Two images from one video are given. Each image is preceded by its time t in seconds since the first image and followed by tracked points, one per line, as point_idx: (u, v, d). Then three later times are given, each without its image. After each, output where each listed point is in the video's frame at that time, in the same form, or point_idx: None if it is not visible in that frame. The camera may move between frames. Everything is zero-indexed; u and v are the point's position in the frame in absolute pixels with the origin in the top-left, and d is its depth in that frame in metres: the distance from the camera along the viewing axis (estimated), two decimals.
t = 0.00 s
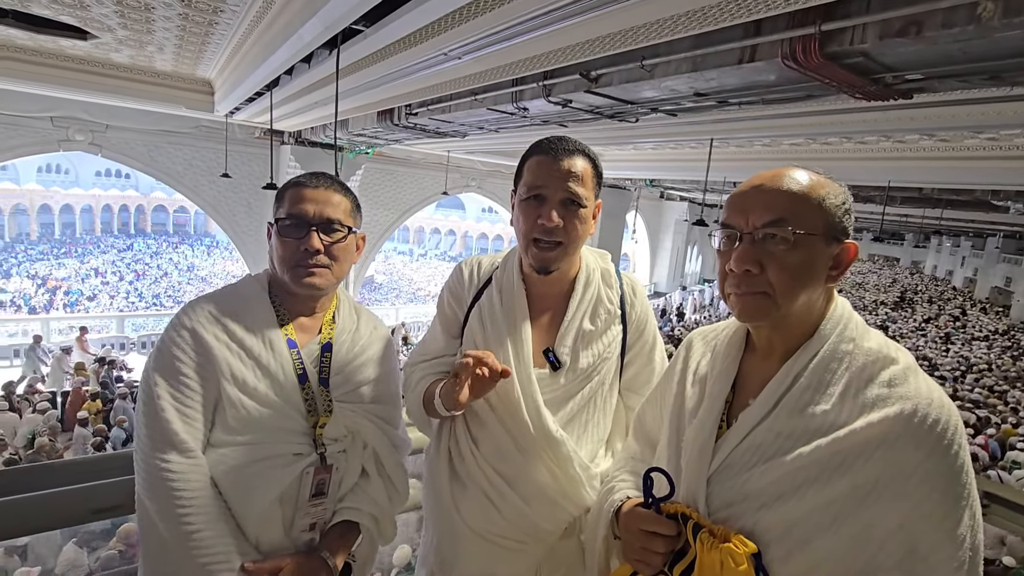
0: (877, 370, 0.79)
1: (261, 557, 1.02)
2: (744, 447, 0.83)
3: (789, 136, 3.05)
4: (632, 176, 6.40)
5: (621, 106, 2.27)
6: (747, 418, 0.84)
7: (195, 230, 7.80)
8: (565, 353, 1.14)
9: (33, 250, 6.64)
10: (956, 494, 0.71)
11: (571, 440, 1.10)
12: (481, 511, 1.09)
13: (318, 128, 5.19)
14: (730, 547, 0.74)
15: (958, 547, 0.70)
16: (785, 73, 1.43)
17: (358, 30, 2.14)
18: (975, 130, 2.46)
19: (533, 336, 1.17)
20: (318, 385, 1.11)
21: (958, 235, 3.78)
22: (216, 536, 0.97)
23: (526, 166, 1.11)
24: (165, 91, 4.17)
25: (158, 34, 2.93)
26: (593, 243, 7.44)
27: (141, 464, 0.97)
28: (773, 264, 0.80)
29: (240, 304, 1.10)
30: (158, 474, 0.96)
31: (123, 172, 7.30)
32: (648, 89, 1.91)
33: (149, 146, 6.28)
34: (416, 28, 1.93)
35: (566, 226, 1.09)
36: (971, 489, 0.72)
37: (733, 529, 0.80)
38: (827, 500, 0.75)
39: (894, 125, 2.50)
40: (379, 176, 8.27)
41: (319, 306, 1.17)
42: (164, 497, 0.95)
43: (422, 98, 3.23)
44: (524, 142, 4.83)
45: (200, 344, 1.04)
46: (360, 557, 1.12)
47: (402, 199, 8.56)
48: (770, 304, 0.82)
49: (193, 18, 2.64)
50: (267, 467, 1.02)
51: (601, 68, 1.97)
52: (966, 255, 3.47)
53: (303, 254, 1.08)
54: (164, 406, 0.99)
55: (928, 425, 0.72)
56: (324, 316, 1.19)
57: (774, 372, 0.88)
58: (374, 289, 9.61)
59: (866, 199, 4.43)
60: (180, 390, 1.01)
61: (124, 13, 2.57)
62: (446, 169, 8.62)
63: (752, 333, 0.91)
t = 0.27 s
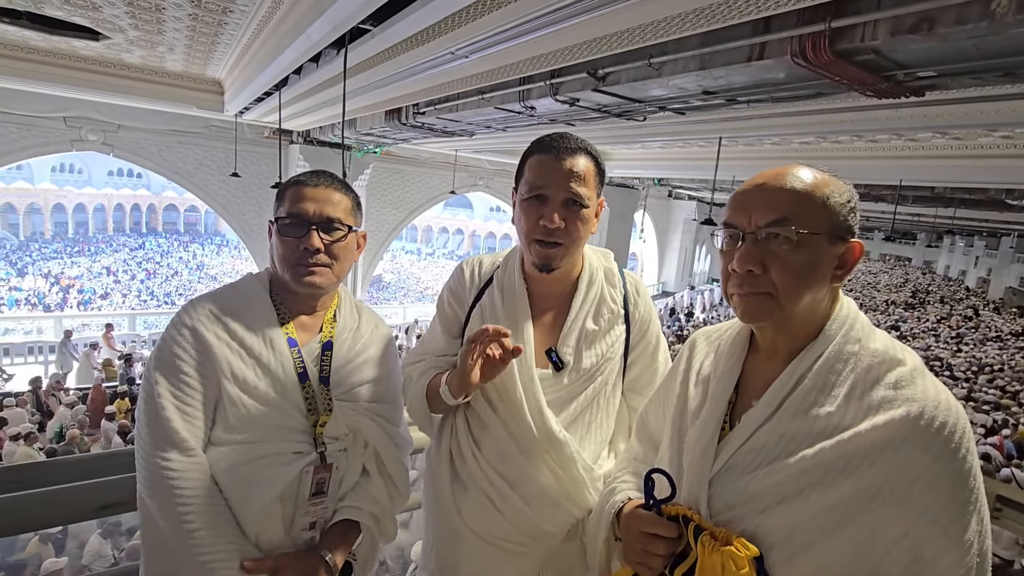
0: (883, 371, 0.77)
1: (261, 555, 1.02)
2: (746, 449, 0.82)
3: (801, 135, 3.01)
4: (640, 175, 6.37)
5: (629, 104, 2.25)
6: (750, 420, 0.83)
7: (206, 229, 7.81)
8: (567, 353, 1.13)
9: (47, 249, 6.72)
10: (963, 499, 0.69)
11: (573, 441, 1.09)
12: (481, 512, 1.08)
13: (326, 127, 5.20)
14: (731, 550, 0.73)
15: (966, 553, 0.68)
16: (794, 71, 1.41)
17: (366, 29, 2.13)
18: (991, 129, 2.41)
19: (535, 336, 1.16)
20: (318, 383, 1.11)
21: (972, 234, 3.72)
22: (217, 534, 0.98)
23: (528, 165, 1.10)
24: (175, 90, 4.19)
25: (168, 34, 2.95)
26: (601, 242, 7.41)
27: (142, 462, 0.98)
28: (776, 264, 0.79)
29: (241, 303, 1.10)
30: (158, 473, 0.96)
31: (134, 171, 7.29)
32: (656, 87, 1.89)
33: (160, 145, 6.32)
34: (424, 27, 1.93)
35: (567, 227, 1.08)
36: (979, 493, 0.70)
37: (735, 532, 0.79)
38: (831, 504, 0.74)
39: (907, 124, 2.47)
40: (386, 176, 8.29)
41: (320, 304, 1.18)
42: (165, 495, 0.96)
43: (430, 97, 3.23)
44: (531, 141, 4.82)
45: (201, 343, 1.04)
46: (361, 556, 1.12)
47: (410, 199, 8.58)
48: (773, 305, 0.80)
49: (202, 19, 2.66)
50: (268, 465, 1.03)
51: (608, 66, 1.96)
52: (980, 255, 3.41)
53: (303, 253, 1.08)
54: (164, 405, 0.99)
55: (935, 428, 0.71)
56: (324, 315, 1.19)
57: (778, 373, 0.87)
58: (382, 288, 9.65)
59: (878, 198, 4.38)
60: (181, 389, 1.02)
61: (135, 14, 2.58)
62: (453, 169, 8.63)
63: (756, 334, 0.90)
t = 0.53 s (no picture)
0: (888, 374, 0.76)
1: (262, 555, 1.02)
2: (750, 451, 0.81)
3: (809, 134, 2.99)
4: (647, 175, 6.35)
5: (635, 103, 2.24)
6: (753, 422, 0.82)
7: (214, 227, 7.93)
8: (568, 353, 1.12)
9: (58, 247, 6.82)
10: (969, 504, 0.68)
11: (574, 442, 1.08)
12: (482, 512, 1.08)
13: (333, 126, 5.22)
14: (733, 554, 0.72)
15: (972, 559, 0.67)
16: (802, 69, 1.39)
17: (372, 29, 2.13)
18: (1003, 128, 2.39)
19: (536, 336, 1.16)
20: (318, 382, 1.11)
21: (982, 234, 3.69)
22: (217, 533, 0.98)
23: (526, 162, 1.10)
24: (184, 90, 4.22)
25: (177, 34, 2.96)
26: (607, 242, 7.40)
27: (143, 462, 0.98)
28: (778, 264, 0.78)
29: (240, 302, 1.11)
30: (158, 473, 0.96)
31: (144, 171, 7.37)
32: (663, 86, 1.87)
33: (169, 145, 6.37)
34: (430, 27, 1.93)
35: (567, 223, 1.07)
36: (986, 498, 0.69)
37: (738, 536, 0.78)
38: (835, 507, 0.73)
39: (916, 123, 2.44)
40: (392, 175, 8.31)
41: (320, 303, 1.18)
42: (165, 494, 0.96)
43: (436, 96, 3.23)
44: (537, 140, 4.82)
45: (200, 343, 1.05)
46: (361, 555, 1.12)
47: (416, 198, 8.60)
48: (776, 305, 0.79)
49: (210, 19, 2.67)
50: (269, 464, 1.03)
51: (615, 65, 1.95)
52: (990, 255, 3.40)
53: (302, 250, 1.09)
54: (164, 404, 1.00)
55: (941, 432, 0.70)
56: (324, 313, 1.19)
57: (781, 375, 0.86)
58: (388, 287, 9.68)
59: (886, 198, 4.34)
60: (180, 388, 1.02)
61: (144, 14, 2.60)
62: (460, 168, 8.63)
63: (758, 334, 0.89)
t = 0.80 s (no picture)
0: (895, 376, 0.75)
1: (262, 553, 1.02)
2: (754, 453, 0.80)
3: (815, 133, 2.97)
4: (652, 174, 6.33)
5: (640, 102, 2.23)
6: (757, 424, 0.81)
7: (220, 226, 7.89)
8: (571, 353, 1.12)
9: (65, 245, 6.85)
10: (977, 509, 0.67)
11: (577, 442, 1.07)
12: (484, 512, 1.08)
13: (338, 125, 5.22)
14: (736, 557, 0.71)
15: (980, 565, 0.66)
16: (808, 68, 1.38)
17: (376, 27, 2.13)
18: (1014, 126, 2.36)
19: (539, 335, 1.15)
20: (319, 380, 1.11)
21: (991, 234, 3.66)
22: (218, 532, 0.98)
23: (529, 161, 1.09)
24: (190, 89, 4.23)
25: (183, 33, 2.96)
26: (611, 241, 7.38)
27: (143, 460, 0.98)
28: (783, 264, 0.77)
29: (241, 300, 1.11)
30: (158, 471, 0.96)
31: (151, 169, 7.33)
32: (668, 85, 1.86)
33: (175, 143, 6.39)
34: (434, 25, 1.92)
35: (570, 221, 1.07)
36: (994, 502, 0.68)
37: (741, 539, 0.77)
38: (840, 511, 0.72)
39: (924, 122, 2.42)
40: (397, 174, 8.32)
41: (321, 301, 1.18)
42: (166, 493, 0.96)
43: (440, 95, 3.22)
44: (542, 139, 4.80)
45: (200, 341, 1.05)
46: (363, 553, 1.12)
47: (420, 197, 8.59)
48: (781, 306, 0.78)
49: (216, 17, 2.67)
50: (270, 463, 1.03)
51: (620, 63, 1.94)
52: (999, 255, 3.46)
53: (303, 249, 1.09)
54: (164, 402, 1.00)
55: (949, 435, 0.69)
56: (325, 311, 1.19)
57: (786, 376, 0.85)
58: (393, 286, 9.71)
59: (893, 197, 4.31)
60: (180, 386, 1.02)
61: (150, 13, 2.61)
62: (464, 167, 8.63)
63: (764, 334, 0.88)
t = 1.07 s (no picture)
0: (901, 376, 0.74)
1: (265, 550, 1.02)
2: (757, 453, 0.79)
3: (819, 132, 2.96)
4: (655, 173, 6.32)
5: (644, 101, 2.21)
6: (761, 424, 0.80)
7: (223, 224, 7.88)
8: (575, 351, 1.11)
9: (70, 243, 6.90)
10: (982, 511, 0.66)
11: (581, 440, 1.07)
12: (487, 510, 1.08)
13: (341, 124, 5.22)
14: (739, 558, 0.71)
15: (987, 567, 0.65)
16: (814, 66, 1.37)
17: (380, 26, 2.13)
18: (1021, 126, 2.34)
19: (543, 333, 1.15)
20: (322, 378, 1.11)
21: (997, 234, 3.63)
22: (220, 530, 0.98)
23: (534, 160, 1.09)
24: (195, 88, 4.25)
25: (187, 31, 2.97)
26: (614, 240, 7.36)
27: (148, 457, 0.99)
28: (789, 264, 0.76)
29: (244, 298, 1.11)
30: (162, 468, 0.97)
31: (156, 168, 7.30)
32: (672, 84, 1.85)
33: (178, 142, 6.40)
34: (437, 24, 1.92)
35: (574, 220, 1.06)
36: (1002, 504, 0.67)
37: (744, 540, 0.77)
38: (844, 512, 0.71)
39: (931, 121, 2.41)
40: (400, 173, 8.32)
41: (324, 298, 1.18)
42: (169, 489, 0.96)
43: (444, 93, 3.22)
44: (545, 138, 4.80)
45: (203, 339, 1.05)
46: (366, 551, 1.12)
47: (423, 196, 8.60)
48: (786, 305, 0.78)
49: (220, 16, 2.67)
50: (272, 460, 1.03)
51: (624, 62, 1.94)
52: (1005, 255, 3.35)
53: (307, 248, 1.09)
54: (167, 399, 1.00)
55: (954, 436, 0.68)
56: (328, 308, 1.18)
57: (790, 376, 0.84)
58: (395, 285, 9.73)
59: (899, 197, 4.29)
60: (183, 383, 1.02)
61: (155, 12, 2.62)
62: (467, 166, 8.62)
63: (768, 334, 0.88)
